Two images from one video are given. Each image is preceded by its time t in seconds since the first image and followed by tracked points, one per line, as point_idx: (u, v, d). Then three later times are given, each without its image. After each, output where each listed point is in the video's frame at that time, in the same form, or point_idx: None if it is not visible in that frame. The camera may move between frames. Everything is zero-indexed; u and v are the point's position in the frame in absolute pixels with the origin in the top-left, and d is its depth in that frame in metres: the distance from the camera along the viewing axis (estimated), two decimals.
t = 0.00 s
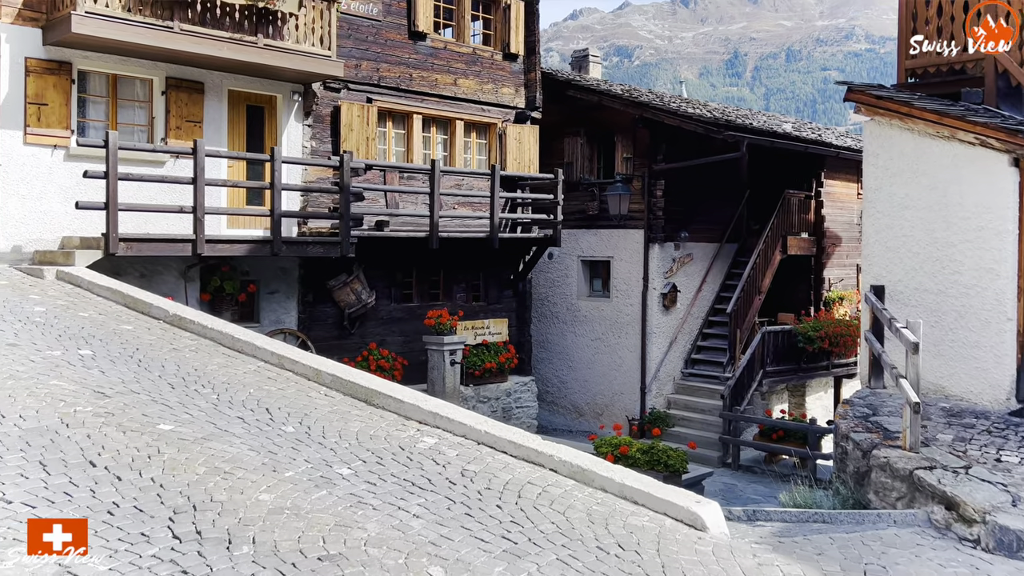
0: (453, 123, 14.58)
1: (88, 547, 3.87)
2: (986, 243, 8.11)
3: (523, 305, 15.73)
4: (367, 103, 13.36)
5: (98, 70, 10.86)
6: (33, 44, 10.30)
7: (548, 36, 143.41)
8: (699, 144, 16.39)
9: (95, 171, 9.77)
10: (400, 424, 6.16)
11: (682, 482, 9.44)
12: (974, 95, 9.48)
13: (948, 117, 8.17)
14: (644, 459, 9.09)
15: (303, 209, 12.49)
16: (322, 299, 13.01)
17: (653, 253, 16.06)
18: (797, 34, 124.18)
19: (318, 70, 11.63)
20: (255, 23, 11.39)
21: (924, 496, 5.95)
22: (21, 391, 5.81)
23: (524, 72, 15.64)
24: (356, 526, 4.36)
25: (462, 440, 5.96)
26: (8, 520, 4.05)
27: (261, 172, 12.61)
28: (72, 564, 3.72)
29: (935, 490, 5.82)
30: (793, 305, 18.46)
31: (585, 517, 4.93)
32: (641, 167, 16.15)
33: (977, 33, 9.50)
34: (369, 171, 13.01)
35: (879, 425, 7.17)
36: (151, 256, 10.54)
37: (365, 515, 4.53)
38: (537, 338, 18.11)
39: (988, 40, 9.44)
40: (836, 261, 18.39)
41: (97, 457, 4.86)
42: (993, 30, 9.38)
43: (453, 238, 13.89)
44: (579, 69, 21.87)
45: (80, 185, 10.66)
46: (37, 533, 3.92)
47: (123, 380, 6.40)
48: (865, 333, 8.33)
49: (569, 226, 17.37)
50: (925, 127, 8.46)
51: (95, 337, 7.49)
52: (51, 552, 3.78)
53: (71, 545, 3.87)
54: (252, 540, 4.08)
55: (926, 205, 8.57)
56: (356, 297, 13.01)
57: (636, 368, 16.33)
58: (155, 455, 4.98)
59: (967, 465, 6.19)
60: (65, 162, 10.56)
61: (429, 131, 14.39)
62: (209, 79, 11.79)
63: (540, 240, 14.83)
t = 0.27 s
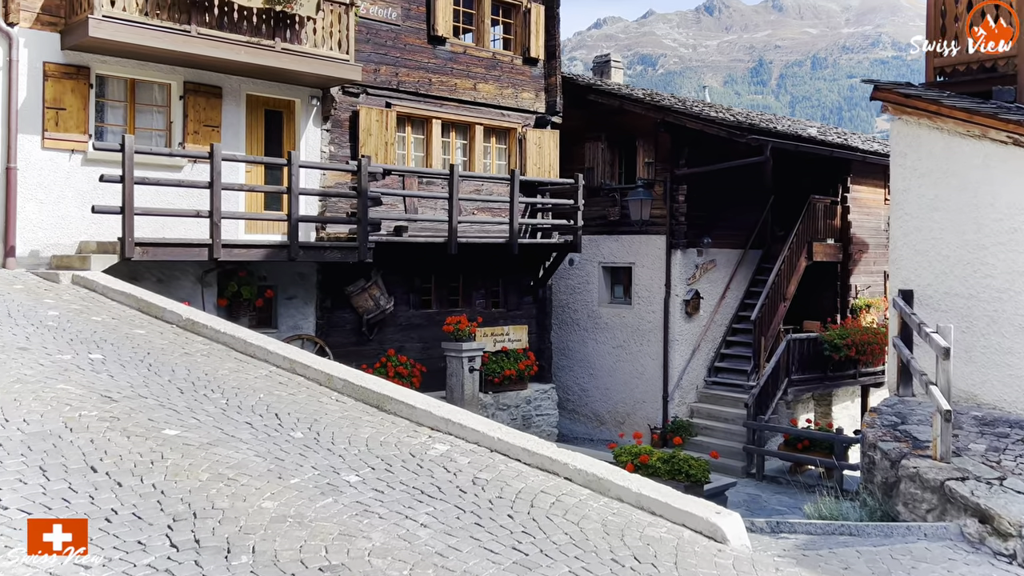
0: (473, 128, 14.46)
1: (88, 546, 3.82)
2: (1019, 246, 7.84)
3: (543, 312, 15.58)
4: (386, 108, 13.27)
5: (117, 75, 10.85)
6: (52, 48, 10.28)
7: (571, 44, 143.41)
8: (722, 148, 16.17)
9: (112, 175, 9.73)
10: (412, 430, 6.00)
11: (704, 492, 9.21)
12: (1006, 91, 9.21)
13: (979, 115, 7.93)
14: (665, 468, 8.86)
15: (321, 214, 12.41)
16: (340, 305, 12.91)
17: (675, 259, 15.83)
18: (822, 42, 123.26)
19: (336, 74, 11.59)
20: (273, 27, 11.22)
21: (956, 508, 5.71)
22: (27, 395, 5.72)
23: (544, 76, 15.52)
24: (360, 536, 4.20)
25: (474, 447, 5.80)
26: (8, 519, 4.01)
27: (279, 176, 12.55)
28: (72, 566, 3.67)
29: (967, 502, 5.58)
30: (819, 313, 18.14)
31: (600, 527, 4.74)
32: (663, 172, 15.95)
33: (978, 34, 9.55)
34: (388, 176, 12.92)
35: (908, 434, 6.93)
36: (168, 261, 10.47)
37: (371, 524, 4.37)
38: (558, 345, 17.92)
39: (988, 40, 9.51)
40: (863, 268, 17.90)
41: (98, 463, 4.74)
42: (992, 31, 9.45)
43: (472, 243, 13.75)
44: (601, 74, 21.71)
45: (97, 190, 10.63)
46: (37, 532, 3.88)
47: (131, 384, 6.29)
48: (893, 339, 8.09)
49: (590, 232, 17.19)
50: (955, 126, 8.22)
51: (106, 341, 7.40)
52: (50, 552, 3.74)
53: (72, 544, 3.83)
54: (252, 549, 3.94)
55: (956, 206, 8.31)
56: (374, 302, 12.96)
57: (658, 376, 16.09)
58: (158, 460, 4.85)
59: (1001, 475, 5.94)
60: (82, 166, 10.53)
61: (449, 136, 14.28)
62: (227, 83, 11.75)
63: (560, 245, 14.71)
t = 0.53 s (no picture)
0: (496, 133, 14.30)
1: (88, 546, 3.79)
2: None
3: (568, 319, 15.39)
4: (409, 113, 13.15)
5: (138, 79, 10.82)
6: (74, 53, 10.25)
7: (599, 53, 143.13)
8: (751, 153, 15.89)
9: (132, 180, 9.67)
10: (426, 439, 5.82)
11: (731, 504, 8.94)
12: None
13: (1017, 112, 7.65)
14: (691, 479, 8.61)
15: (342, 219, 12.30)
16: (362, 311, 12.79)
17: (703, 266, 15.55)
18: (853, 49, 122.06)
19: (359, 79, 11.48)
20: (294, 31, 11.20)
21: (998, 524, 5.42)
22: (35, 401, 5.61)
23: (569, 81, 15.35)
24: (366, 549, 4.02)
25: (490, 456, 5.60)
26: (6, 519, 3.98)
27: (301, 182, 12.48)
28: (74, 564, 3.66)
29: (1010, 518, 5.29)
30: (852, 321, 17.75)
31: (619, 542, 4.51)
32: (690, 177, 15.70)
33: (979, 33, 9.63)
34: (410, 181, 12.80)
35: (945, 445, 6.64)
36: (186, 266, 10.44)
37: (378, 537, 4.18)
38: (583, 353, 17.68)
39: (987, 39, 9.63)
40: (897, 275, 17.54)
41: (100, 470, 4.59)
42: (993, 31, 9.56)
43: (496, 249, 13.58)
44: (627, 79, 21.49)
45: (118, 195, 10.58)
46: (36, 533, 3.85)
47: (143, 390, 6.17)
48: (929, 346, 7.79)
49: (616, 238, 16.95)
50: (993, 124, 7.94)
51: (120, 347, 7.30)
52: (51, 552, 3.71)
53: (72, 544, 3.80)
54: (252, 562, 3.77)
55: (994, 208, 8.01)
56: (396, 309, 12.77)
57: (685, 385, 15.80)
58: (163, 468, 4.70)
59: None
60: (103, 171, 10.49)
61: (472, 141, 14.14)
62: (249, 87, 11.69)
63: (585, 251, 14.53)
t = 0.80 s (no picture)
0: (522, 138, 14.12)
1: (90, 547, 3.76)
2: None
3: (594, 326, 15.18)
4: (432, 118, 13.00)
5: (161, 85, 10.78)
6: (96, 59, 10.22)
7: (631, 61, 142.67)
8: (782, 157, 15.56)
9: (151, 185, 9.61)
10: (440, 450, 5.61)
11: (762, 518, 8.62)
12: None
13: None
14: (719, 492, 8.33)
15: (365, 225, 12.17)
16: (385, 318, 12.65)
17: (733, 273, 15.22)
18: (889, 55, 120.53)
19: (381, 83, 11.39)
20: (316, 35, 11.11)
21: None
22: (40, 408, 5.48)
23: (595, 85, 15.14)
24: (367, 567, 3.81)
25: (505, 468, 5.38)
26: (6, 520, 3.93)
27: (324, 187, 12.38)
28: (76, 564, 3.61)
29: None
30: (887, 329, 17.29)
31: (637, 561, 4.26)
32: (720, 182, 15.40)
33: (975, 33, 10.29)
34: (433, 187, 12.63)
35: (987, 459, 6.30)
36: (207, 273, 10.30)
37: (381, 554, 3.97)
38: (611, 362, 17.40)
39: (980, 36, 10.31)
40: (934, 283, 17.07)
41: (98, 480, 4.44)
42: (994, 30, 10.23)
43: (520, 256, 13.38)
44: (656, 84, 21.21)
45: (139, 201, 10.53)
46: (36, 532, 3.82)
47: (151, 398, 6.03)
48: (969, 355, 7.44)
49: (645, 245, 16.68)
50: None
51: (133, 353, 7.18)
52: (50, 552, 3.66)
53: (73, 544, 3.76)
54: None
55: None
56: (420, 316, 12.68)
57: (715, 395, 15.47)
58: (163, 479, 4.54)
59: None
60: (125, 177, 10.45)
61: (496, 146, 13.96)
62: (271, 93, 11.61)
63: (611, 258, 14.31)
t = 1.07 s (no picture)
0: (548, 139, 13.94)
1: (89, 546, 3.60)
2: None
3: (622, 331, 14.96)
4: (457, 119, 12.85)
5: (184, 85, 10.73)
6: (118, 59, 10.21)
7: (664, 70, 141.96)
8: (816, 158, 15.21)
9: (171, 185, 9.54)
10: (451, 451, 5.40)
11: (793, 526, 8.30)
12: None
13: None
14: (749, 500, 7.99)
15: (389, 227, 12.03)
16: (408, 322, 12.50)
17: (765, 276, 14.87)
18: (928, 61, 118.70)
19: (404, 82, 11.25)
20: (339, 34, 10.99)
21: None
22: (43, 405, 5.37)
23: (623, 85, 14.94)
24: (363, 571, 3.60)
25: (518, 470, 5.15)
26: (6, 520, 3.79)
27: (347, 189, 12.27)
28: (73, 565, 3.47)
29: None
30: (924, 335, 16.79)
31: (652, 568, 4.00)
32: (751, 184, 15.06)
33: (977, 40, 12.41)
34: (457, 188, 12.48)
35: None
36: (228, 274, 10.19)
37: (379, 557, 3.76)
38: (640, 368, 17.09)
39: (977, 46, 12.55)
40: (975, 287, 16.55)
41: (92, 478, 4.28)
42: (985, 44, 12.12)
43: (546, 258, 13.16)
44: (687, 86, 20.91)
45: (161, 202, 10.48)
46: (36, 532, 3.67)
47: (158, 397, 5.89)
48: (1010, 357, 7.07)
49: (675, 249, 16.37)
50: None
51: (146, 352, 7.07)
52: (50, 552, 3.52)
53: (71, 545, 3.61)
54: None
55: None
56: (444, 319, 12.48)
57: (747, 402, 15.10)
58: (159, 477, 4.38)
59: None
60: (146, 178, 10.40)
61: (522, 148, 13.78)
62: (294, 94, 11.52)
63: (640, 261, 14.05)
